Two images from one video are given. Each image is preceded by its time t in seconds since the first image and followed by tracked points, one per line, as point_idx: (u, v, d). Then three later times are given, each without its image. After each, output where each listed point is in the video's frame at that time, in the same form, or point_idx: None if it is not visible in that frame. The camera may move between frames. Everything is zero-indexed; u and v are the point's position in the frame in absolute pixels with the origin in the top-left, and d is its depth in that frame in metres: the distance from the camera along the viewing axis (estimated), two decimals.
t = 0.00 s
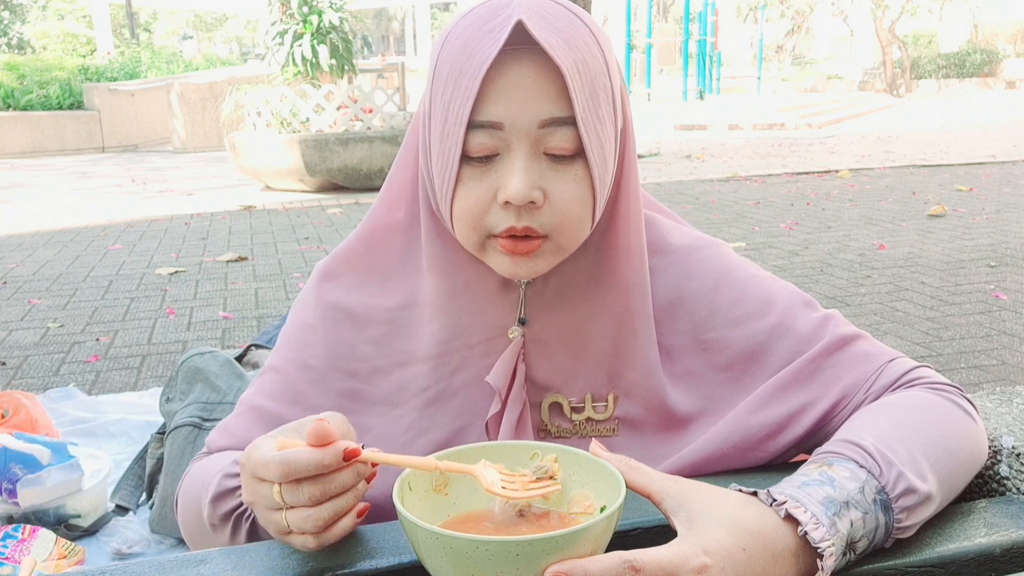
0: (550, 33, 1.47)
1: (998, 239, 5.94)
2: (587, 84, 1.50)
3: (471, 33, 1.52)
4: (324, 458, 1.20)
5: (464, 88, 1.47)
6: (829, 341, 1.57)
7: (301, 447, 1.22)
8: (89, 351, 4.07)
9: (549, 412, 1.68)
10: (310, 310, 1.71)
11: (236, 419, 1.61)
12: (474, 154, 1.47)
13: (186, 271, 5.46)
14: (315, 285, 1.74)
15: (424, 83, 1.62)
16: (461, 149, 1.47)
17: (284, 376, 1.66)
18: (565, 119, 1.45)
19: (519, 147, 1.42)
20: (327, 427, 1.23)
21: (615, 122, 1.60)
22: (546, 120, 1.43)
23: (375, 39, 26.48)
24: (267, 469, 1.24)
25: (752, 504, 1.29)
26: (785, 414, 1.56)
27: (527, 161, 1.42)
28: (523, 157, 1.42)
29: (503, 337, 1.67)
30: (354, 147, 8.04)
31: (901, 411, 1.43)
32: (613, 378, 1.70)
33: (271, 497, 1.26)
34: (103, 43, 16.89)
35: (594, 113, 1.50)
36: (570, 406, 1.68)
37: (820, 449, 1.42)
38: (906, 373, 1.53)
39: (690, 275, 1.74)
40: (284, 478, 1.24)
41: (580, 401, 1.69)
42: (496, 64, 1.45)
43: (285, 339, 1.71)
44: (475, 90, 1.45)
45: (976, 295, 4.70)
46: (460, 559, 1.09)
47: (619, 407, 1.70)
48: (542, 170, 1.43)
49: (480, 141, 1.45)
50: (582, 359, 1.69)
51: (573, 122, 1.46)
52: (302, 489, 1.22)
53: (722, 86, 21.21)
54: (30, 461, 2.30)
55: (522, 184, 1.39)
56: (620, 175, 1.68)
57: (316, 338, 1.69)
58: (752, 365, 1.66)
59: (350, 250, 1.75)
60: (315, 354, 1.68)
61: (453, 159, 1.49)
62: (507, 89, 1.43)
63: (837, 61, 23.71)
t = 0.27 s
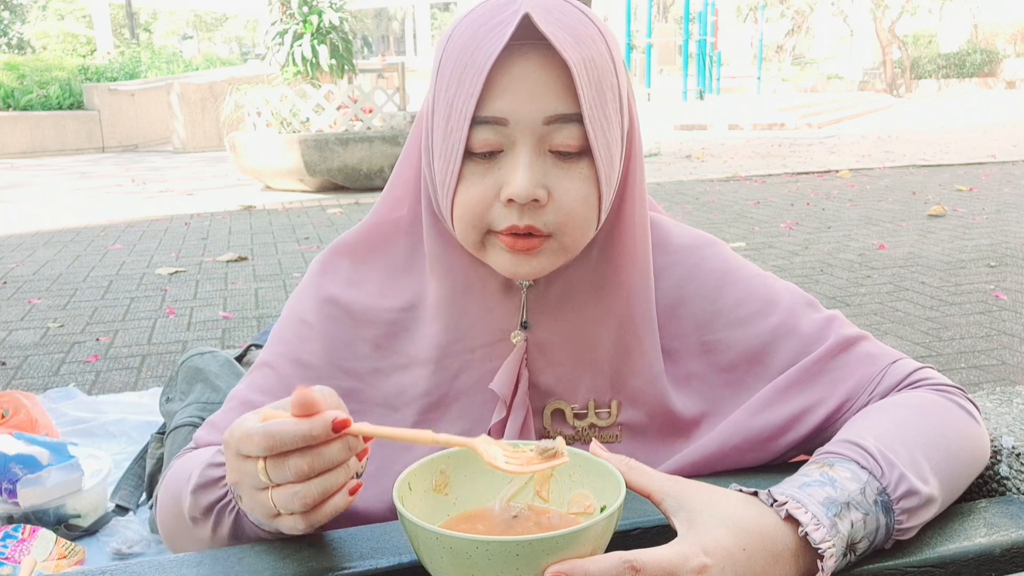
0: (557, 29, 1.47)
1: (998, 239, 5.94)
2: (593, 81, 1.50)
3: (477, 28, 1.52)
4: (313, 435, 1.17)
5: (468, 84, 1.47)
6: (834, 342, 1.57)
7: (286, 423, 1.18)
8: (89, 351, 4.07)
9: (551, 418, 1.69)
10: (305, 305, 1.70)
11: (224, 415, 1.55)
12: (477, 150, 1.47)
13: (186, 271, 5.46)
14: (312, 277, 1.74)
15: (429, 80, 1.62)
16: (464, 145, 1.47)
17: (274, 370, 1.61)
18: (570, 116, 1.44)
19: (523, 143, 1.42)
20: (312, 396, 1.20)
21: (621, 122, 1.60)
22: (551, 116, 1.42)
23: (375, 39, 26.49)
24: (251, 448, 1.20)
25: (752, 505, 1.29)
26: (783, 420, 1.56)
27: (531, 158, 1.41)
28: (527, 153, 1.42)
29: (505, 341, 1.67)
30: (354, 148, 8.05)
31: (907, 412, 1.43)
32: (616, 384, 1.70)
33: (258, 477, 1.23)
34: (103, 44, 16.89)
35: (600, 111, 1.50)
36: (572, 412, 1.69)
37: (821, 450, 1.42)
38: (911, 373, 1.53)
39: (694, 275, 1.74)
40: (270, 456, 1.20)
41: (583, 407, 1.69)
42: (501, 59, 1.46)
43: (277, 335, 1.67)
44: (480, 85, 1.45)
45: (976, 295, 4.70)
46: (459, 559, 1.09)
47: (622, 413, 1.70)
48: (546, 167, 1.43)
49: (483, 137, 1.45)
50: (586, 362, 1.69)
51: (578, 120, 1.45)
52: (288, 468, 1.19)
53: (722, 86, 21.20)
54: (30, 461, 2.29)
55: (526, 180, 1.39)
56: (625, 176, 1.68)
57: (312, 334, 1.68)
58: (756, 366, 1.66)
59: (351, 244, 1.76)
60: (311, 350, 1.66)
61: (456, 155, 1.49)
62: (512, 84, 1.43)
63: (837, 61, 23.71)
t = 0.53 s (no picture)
0: (554, 20, 1.47)
1: (999, 239, 5.94)
2: (592, 75, 1.50)
3: (469, 22, 1.53)
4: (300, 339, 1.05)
5: (461, 79, 1.47)
6: (839, 345, 1.58)
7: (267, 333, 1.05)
8: (89, 351, 4.07)
9: (553, 427, 1.66)
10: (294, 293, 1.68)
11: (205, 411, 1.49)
12: (471, 144, 1.47)
13: (186, 271, 5.46)
14: (306, 272, 1.71)
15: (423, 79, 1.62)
16: (457, 140, 1.47)
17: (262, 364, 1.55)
18: (568, 110, 1.45)
19: (520, 139, 1.42)
20: (283, 304, 1.09)
21: (622, 119, 1.60)
22: (548, 111, 1.43)
23: (375, 39, 26.49)
24: (223, 367, 1.05)
25: (752, 505, 1.29)
26: (789, 423, 1.57)
27: (528, 154, 1.42)
28: (524, 149, 1.42)
29: (505, 346, 1.67)
30: (354, 147, 8.05)
31: (915, 420, 1.42)
32: (619, 391, 1.70)
33: (232, 405, 1.07)
34: (103, 43, 16.89)
35: (599, 106, 1.50)
36: (575, 420, 1.67)
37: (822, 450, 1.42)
38: (919, 375, 1.53)
39: (697, 274, 1.74)
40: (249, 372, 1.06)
41: (586, 414, 1.68)
42: (494, 53, 1.45)
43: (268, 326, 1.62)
44: (473, 78, 1.45)
45: (976, 295, 4.70)
46: (459, 559, 1.08)
47: (625, 419, 1.69)
48: (544, 164, 1.43)
49: (477, 131, 1.45)
50: (590, 371, 1.68)
51: (576, 114, 1.46)
52: (272, 381, 1.05)
53: (722, 86, 21.20)
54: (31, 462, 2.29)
55: (522, 176, 1.39)
56: (626, 174, 1.68)
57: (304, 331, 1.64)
58: (759, 366, 1.67)
59: (348, 235, 1.74)
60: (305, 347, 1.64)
61: (450, 151, 1.49)
62: (506, 78, 1.43)
63: (837, 61, 23.70)
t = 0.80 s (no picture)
0: (543, 14, 1.47)
1: (999, 239, 5.93)
2: (587, 72, 1.49)
3: (457, 20, 1.53)
4: (271, 281, 1.02)
5: (449, 79, 1.47)
6: (846, 353, 1.58)
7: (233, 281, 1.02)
8: (89, 351, 4.07)
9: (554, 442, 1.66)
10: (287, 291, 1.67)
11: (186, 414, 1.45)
12: (460, 146, 1.46)
13: (186, 271, 5.46)
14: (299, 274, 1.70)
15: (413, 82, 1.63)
16: (447, 143, 1.47)
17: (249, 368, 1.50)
18: (561, 107, 1.44)
19: (512, 138, 1.42)
20: (248, 251, 1.05)
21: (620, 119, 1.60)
22: (540, 108, 1.42)
23: (375, 39, 26.49)
24: (197, 325, 1.02)
25: (754, 506, 1.30)
26: (804, 425, 1.57)
27: (520, 155, 1.41)
28: (516, 149, 1.41)
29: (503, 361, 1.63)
30: (354, 148, 8.05)
31: (915, 416, 1.44)
32: (622, 402, 1.67)
33: (211, 366, 1.04)
34: (103, 44, 16.89)
35: (594, 104, 1.50)
36: (576, 434, 1.65)
37: (827, 451, 1.42)
38: (931, 378, 1.53)
39: (700, 278, 1.72)
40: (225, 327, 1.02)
41: (587, 428, 1.66)
42: (481, 50, 1.45)
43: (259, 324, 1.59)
44: (461, 78, 1.44)
45: (976, 295, 4.70)
46: (458, 560, 1.09)
47: (628, 432, 1.68)
48: (538, 164, 1.42)
49: (467, 132, 1.45)
50: (589, 397, 1.66)
51: (569, 111, 1.45)
52: (250, 329, 1.01)
53: (722, 86, 21.19)
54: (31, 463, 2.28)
55: (515, 179, 1.37)
56: (627, 178, 1.68)
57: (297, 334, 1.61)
58: (766, 371, 1.67)
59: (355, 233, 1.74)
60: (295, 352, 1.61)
61: (441, 155, 1.48)
62: (497, 79, 1.43)
63: (837, 61, 23.69)
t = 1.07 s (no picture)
0: (541, 21, 1.41)
1: (999, 239, 5.93)
2: (589, 81, 1.44)
3: (452, 24, 1.49)
4: (278, 400, 1.02)
5: (443, 88, 1.42)
6: (852, 359, 1.59)
7: (236, 404, 1.01)
8: (89, 351, 4.07)
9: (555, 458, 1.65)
10: (279, 294, 1.66)
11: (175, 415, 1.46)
12: (454, 161, 1.42)
13: (186, 271, 5.46)
14: (293, 276, 1.69)
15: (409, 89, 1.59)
16: (439, 157, 1.43)
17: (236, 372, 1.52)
18: (560, 120, 1.39)
19: (508, 153, 1.36)
20: (248, 367, 1.03)
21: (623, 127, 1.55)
22: (537, 121, 1.36)
23: (375, 39, 26.48)
24: (206, 443, 1.02)
25: (754, 506, 1.30)
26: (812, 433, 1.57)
27: (517, 172, 1.35)
28: (512, 165, 1.36)
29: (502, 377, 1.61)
30: (354, 148, 8.04)
31: (919, 416, 1.45)
32: (623, 416, 1.66)
33: (217, 478, 1.05)
34: (103, 44, 16.89)
35: (597, 115, 1.44)
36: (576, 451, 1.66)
37: (829, 452, 1.42)
38: (943, 383, 1.55)
39: (704, 285, 1.69)
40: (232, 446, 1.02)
41: (586, 444, 1.67)
42: (476, 58, 1.39)
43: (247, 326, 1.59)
44: (454, 88, 1.39)
45: (976, 295, 4.69)
46: (460, 560, 1.09)
47: (629, 445, 1.68)
48: (535, 180, 1.37)
49: (462, 147, 1.40)
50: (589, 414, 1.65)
51: (569, 123, 1.39)
52: (257, 454, 1.01)
53: (722, 86, 21.19)
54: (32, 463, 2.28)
55: (512, 196, 1.32)
56: (632, 184, 1.64)
57: (289, 339, 1.61)
58: (772, 379, 1.66)
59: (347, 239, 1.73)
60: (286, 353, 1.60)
61: (432, 168, 1.44)
62: (493, 88, 1.37)
63: (836, 61, 23.68)
